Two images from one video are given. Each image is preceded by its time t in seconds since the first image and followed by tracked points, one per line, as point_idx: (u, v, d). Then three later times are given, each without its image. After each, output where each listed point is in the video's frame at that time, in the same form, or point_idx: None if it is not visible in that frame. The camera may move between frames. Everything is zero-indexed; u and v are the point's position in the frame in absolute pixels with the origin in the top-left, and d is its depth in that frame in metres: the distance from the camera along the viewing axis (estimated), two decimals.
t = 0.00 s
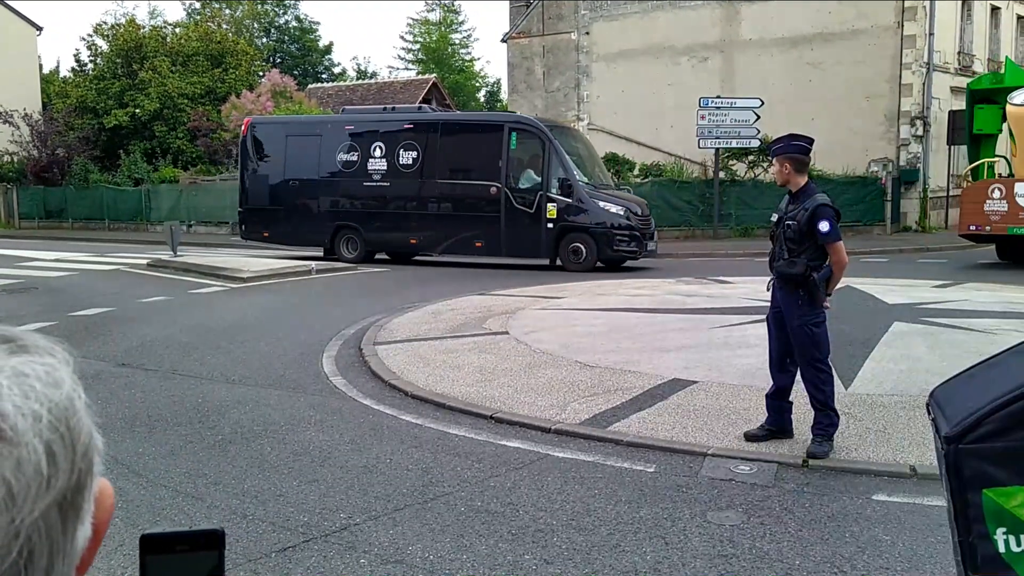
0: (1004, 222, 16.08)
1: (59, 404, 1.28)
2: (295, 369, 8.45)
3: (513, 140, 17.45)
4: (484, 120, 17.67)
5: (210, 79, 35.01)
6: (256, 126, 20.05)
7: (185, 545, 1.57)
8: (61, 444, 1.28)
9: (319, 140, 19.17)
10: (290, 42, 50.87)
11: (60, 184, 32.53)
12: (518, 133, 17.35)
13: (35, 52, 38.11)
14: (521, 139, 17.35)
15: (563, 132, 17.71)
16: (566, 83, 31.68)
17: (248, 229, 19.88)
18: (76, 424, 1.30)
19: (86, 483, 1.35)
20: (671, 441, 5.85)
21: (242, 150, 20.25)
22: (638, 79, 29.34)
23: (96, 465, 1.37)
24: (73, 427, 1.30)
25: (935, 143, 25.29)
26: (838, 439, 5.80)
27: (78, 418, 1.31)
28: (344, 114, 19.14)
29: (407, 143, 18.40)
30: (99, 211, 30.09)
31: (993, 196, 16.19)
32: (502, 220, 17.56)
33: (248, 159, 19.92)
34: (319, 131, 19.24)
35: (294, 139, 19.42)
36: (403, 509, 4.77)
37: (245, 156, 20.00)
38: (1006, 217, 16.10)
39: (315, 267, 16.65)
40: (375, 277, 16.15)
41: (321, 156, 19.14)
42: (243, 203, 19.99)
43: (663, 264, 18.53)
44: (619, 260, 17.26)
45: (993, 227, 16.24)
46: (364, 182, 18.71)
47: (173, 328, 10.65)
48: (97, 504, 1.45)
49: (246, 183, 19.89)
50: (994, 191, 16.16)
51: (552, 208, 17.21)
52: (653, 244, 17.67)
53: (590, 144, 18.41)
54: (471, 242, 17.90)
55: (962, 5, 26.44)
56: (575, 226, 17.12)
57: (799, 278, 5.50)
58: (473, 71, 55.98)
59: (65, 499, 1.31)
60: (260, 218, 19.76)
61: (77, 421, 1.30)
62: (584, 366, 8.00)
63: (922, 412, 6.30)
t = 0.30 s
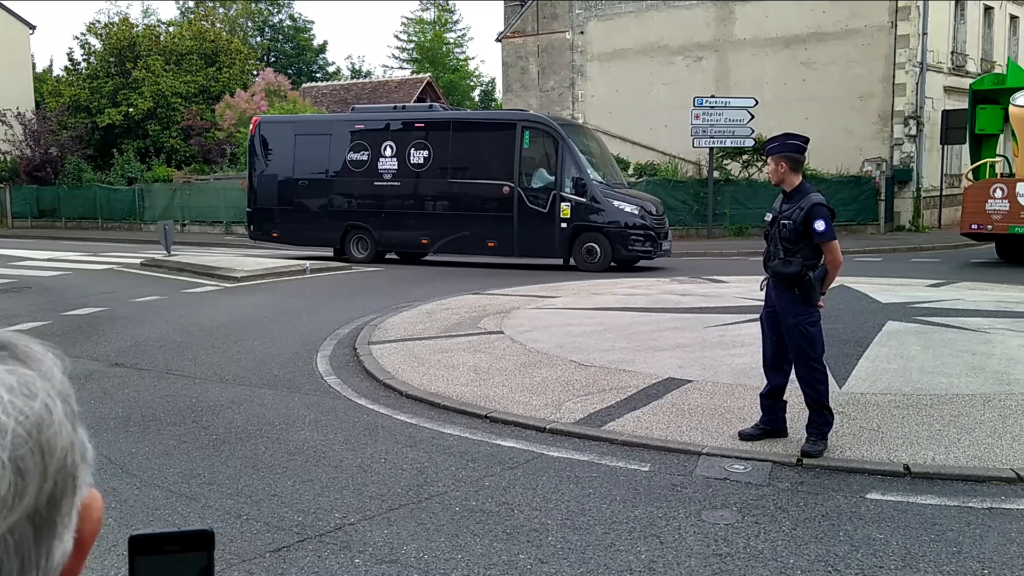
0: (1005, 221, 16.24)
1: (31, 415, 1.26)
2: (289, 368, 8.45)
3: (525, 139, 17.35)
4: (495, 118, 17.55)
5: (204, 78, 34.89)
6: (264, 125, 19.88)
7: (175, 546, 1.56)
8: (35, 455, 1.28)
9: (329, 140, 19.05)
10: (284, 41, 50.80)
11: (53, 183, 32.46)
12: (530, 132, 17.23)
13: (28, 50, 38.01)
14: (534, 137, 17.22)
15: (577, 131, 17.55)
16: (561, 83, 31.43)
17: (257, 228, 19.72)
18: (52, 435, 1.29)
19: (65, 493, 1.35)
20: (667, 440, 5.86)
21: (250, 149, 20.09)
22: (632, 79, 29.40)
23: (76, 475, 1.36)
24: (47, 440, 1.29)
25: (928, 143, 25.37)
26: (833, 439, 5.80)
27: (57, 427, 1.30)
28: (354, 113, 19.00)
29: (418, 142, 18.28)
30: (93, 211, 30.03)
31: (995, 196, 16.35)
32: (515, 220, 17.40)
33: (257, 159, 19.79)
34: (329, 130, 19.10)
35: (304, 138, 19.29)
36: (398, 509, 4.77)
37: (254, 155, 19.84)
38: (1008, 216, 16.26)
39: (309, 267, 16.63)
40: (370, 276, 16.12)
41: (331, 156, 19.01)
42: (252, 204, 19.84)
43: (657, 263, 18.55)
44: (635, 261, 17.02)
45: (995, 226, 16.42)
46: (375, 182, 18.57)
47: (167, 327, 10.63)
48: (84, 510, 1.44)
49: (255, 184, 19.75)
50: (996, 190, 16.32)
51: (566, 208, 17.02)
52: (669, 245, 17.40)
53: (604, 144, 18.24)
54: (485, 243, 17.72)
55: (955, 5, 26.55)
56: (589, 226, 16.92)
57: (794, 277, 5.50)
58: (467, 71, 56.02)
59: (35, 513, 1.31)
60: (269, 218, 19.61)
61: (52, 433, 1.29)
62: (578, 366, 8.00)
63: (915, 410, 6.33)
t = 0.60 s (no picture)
0: (1006, 220, 16.32)
1: None
2: (282, 368, 8.42)
3: (541, 136, 17.09)
4: (511, 116, 17.31)
5: (196, 76, 34.75)
6: (275, 123, 19.75)
7: (169, 546, 1.55)
8: None
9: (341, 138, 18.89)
10: (277, 39, 50.69)
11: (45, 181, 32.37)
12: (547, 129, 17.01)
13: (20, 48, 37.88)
14: (550, 134, 16.98)
15: (591, 128, 17.35)
16: (554, 81, 32.21)
17: (268, 228, 19.58)
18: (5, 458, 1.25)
19: (24, 514, 1.32)
20: (661, 439, 5.86)
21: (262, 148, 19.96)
22: (626, 78, 29.43)
23: (40, 492, 1.33)
24: None
25: (921, 142, 25.42)
26: (827, 436, 5.82)
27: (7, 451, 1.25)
28: (365, 110, 18.80)
29: (432, 139, 18.07)
30: (85, 209, 29.94)
31: (996, 195, 16.40)
32: (530, 218, 17.20)
33: (267, 157, 19.65)
34: (340, 128, 18.92)
35: (316, 136, 19.15)
36: (392, 508, 4.76)
37: (265, 154, 19.72)
38: (1009, 215, 16.33)
39: (302, 265, 16.59)
40: (363, 275, 16.08)
41: (344, 154, 18.85)
42: (262, 202, 19.70)
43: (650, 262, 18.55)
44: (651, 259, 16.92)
45: (996, 225, 16.50)
46: (387, 180, 18.39)
47: (160, 326, 10.61)
48: (59, 528, 1.42)
49: (266, 182, 19.61)
50: (997, 189, 16.37)
51: (582, 206, 16.84)
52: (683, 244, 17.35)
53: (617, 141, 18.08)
54: (499, 242, 17.53)
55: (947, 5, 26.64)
56: (606, 225, 16.78)
57: (791, 275, 5.50)
58: (460, 69, 55.93)
59: None
60: (280, 217, 19.48)
61: None
62: (572, 364, 7.99)
63: (908, 408, 6.35)
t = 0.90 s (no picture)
0: (1011, 220, 16.48)
1: None
2: (281, 367, 8.40)
3: (560, 135, 16.95)
4: (529, 114, 17.12)
5: (194, 74, 34.67)
6: (289, 122, 19.56)
7: (169, 547, 1.56)
8: None
9: (355, 136, 18.70)
10: (275, 37, 50.58)
11: (42, 180, 32.37)
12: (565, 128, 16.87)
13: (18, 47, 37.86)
14: (569, 133, 16.86)
15: (610, 127, 17.23)
16: (553, 80, 31.82)
17: (281, 227, 19.43)
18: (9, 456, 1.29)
19: (30, 508, 1.35)
20: (659, 438, 5.86)
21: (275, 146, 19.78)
22: (623, 76, 29.44)
23: (45, 488, 1.36)
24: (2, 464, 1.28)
25: (918, 141, 25.45)
26: (825, 435, 5.83)
27: (12, 450, 1.28)
28: (380, 109, 18.60)
29: (448, 138, 17.87)
30: (82, 208, 29.92)
31: (1001, 194, 16.57)
32: (548, 216, 17.08)
33: (280, 156, 19.48)
34: (355, 126, 18.72)
35: (331, 135, 18.97)
36: (391, 507, 4.76)
37: (278, 153, 19.54)
38: (1013, 215, 16.49)
39: (300, 264, 16.58)
40: (361, 274, 16.07)
41: (358, 153, 18.67)
42: (275, 201, 19.54)
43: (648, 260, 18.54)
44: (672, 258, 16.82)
45: (1001, 224, 16.66)
46: (403, 179, 18.22)
47: (158, 325, 10.59)
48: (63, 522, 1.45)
49: (279, 181, 19.45)
50: (1002, 189, 16.53)
51: (601, 205, 16.75)
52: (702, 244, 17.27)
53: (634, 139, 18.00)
54: (516, 242, 17.40)
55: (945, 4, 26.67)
56: (626, 224, 16.68)
57: (791, 275, 5.50)
58: (459, 68, 55.82)
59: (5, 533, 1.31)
60: (293, 217, 19.33)
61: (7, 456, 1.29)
62: (571, 363, 7.99)
63: (906, 406, 6.36)
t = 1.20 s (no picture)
0: (1017, 219, 16.64)
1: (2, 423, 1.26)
2: (281, 367, 8.40)
3: (581, 134, 16.84)
4: (549, 112, 16.99)
5: (194, 74, 34.63)
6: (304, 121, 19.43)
7: (169, 547, 1.56)
8: (1, 468, 1.28)
9: (372, 136, 18.60)
10: (275, 37, 50.53)
11: (42, 180, 32.38)
12: (586, 127, 16.76)
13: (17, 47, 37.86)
14: (590, 132, 16.76)
15: (631, 126, 17.12)
16: (553, 79, 32.14)
17: (296, 227, 19.35)
18: (19, 445, 1.29)
19: (40, 500, 1.35)
20: (659, 438, 5.87)
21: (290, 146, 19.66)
22: (624, 75, 29.45)
23: (52, 480, 1.37)
24: (13, 453, 1.29)
25: (918, 140, 25.44)
26: (825, 434, 5.83)
27: (21, 439, 1.30)
28: (397, 107, 18.46)
29: (466, 137, 17.75)
30: (82, 207, 29.94)
31: (1007, 194, 16.72)
32: (569, 216, 16.98)
33: (296, 155, 19.38)
34: (372, 126, 18.60)
35: (347, 134, 18.86)
36: (390, 507, 4.76)
37: (294, 153, 19.43)
38: (1020, 215, 16.65)
39: (299, 264, 16.57)
40: (361, 274, 16.06)
41: (376, 152, 18.56)
42: (291, 202, 19.51)
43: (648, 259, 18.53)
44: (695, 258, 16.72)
45: (1007, 223, 16.82)
46: (421, 179, 18.13)
47: (158, 325, 10.59)
48: (63, 517, 1.44)
49: (295, 181, 19.38)
50: (1008, 189, 16.68)
51: (624, 204, 16.64)
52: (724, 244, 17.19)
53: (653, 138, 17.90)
54: (537, 241, 17.34)
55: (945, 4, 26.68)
56: (649, 223, 16.57)
57: (792, 274, 5.49)
58: (458, 67, 55.80)
59: (13, 522, 1.32)
60: (309, 217, 19.26)
61: (17, 445, 1.29)
62: (572, 363, 7.99)
63: (905, 406, 6.37)
